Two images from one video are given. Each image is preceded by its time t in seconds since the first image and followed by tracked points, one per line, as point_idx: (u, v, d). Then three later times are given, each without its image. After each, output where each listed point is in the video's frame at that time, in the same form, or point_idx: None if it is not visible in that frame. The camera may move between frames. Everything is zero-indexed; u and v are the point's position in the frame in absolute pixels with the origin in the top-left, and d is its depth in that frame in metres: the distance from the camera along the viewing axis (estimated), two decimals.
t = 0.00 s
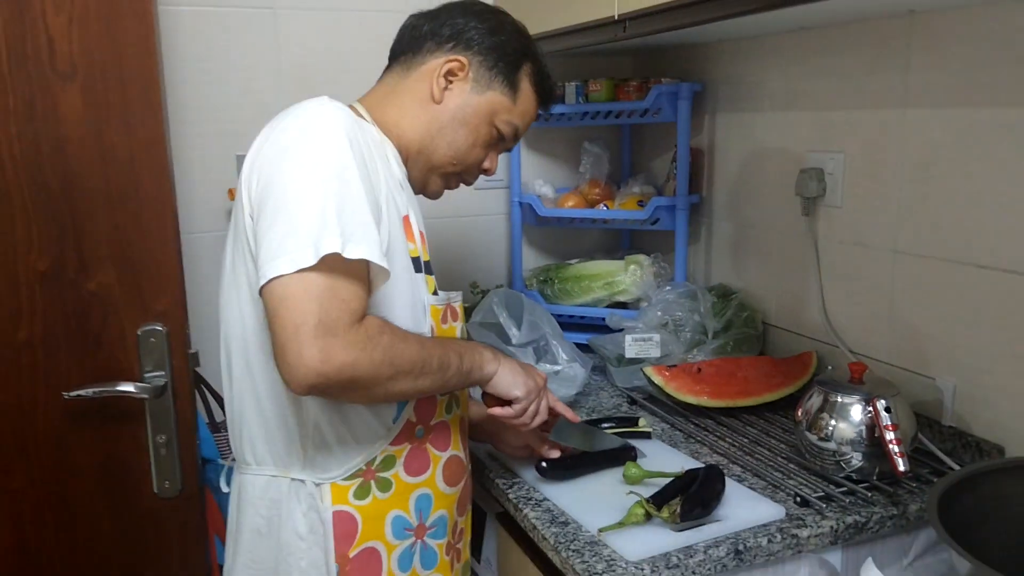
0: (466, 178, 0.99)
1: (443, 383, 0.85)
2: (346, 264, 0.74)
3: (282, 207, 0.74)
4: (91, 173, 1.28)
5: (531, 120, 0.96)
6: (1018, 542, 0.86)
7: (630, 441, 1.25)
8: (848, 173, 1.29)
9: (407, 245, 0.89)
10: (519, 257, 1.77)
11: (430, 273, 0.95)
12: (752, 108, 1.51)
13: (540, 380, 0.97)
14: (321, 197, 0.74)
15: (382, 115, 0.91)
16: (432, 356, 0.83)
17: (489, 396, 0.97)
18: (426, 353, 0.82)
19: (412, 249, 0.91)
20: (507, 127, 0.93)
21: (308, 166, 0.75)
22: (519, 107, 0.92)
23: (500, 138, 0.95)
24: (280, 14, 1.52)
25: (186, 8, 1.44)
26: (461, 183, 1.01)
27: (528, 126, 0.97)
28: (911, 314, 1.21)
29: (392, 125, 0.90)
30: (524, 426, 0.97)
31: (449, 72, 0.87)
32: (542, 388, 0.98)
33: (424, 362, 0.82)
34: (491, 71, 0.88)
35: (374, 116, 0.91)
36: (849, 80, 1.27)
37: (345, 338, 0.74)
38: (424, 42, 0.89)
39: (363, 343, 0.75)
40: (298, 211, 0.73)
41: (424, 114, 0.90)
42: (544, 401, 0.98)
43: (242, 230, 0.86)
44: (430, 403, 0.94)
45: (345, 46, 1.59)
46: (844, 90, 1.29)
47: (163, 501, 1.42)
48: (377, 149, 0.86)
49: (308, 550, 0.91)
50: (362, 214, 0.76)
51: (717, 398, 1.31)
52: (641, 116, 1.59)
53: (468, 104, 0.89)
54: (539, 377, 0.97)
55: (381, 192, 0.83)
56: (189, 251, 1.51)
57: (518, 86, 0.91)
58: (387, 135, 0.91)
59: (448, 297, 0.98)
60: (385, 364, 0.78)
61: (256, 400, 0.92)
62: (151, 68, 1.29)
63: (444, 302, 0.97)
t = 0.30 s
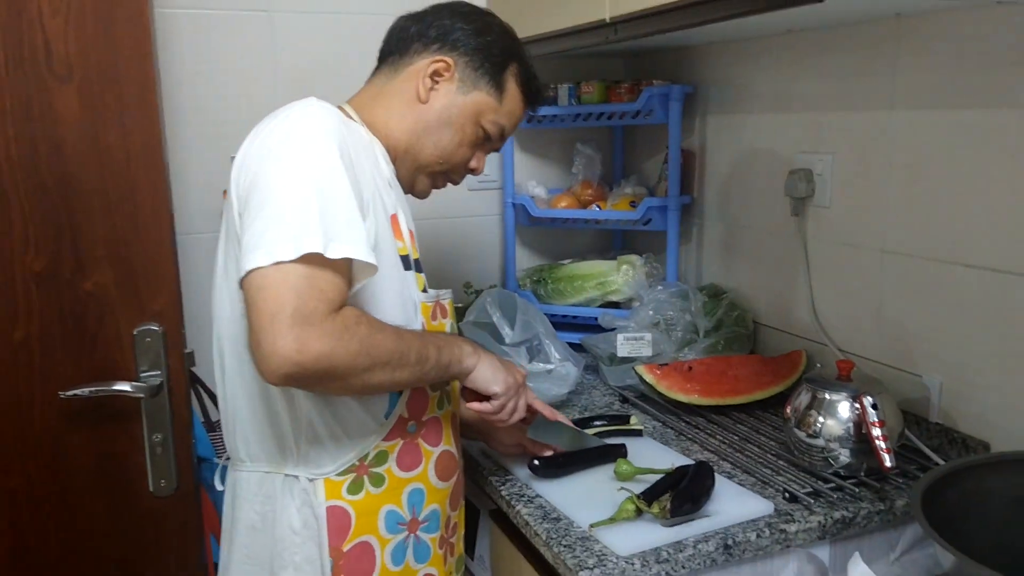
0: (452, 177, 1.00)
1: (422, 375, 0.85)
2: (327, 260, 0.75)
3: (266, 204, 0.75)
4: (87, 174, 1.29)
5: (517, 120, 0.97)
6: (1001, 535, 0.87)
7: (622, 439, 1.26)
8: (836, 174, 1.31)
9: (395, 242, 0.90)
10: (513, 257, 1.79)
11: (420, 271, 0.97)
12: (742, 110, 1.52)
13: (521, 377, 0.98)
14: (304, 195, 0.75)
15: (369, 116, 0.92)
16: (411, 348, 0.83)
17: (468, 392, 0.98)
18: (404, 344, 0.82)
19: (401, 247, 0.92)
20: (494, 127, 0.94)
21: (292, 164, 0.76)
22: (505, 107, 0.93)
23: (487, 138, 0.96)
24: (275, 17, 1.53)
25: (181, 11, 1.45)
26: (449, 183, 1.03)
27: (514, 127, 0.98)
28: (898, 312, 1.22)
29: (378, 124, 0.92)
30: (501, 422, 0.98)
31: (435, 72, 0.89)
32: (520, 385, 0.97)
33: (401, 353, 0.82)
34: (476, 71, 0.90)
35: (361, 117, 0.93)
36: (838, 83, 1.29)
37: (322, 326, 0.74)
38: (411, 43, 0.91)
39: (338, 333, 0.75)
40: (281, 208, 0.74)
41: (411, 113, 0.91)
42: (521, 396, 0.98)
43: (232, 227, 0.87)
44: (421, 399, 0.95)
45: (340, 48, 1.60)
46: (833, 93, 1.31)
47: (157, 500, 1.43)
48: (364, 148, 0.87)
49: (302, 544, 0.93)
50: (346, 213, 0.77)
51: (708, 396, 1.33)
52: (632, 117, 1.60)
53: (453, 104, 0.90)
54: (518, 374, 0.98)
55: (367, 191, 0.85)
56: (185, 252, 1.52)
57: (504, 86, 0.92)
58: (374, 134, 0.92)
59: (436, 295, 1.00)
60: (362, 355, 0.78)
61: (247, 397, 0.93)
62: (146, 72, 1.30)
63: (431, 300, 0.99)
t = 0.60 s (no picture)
0: (443, 177, 1.00)
1: (383, 377, 0.83)
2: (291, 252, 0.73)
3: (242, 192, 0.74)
4: (73, 170, 1.28)
5: (511, 121, 0.97)
6: (991, 530, 0.87)
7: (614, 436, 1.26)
8: (827, 170, 1.31)
9: (382, 239, 0.89)
10: (504, 254, 1.78)
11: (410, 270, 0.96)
12: (733, 106, 1.52)
13: (486, 387, 0.95)
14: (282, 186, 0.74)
15: (360, 112, 0.92)
16: (371, 345, 0.81)
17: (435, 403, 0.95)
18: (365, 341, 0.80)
19: (390, 244, 0.91)
20: (486, 127, 0.93)
21: (273, 155, 0.75)
22: (498, 108, 0.93)
23: (479, 138, 0.95)
24: (263, 12, 1.52)
25: (168, 5, 1.44)
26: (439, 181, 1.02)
27: (507, 128, 0.98)
28: (890, 308, 1.22)
29: (369, 121, 0.91)
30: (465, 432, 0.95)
31: (427, 70, 0.88)
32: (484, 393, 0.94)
33: (361, 351, 0.79)
34: (470, 71, 0.89)
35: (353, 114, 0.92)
36: (829, 78, 1.29)
37: (281, 312, 0.72)
38: (405, 40, 0.90)
39: (297, 322, 0.73)
40: (257, 197, 0.73)
41: (403, 110, 0.90)
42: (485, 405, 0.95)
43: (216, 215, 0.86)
44: (410, 397, 0.94)
45: (329, 44, 1.59)
46: (824, 88, 1.30)
47: (145, 498, 1.42)
48: (352, 144, 0.86)
49: (289, 540, 0.92)
50: (325, 210, 0.76)
51: (699, 392, 1.33)
52: (623, 112, 1.60)
53: (445, 103, 0.89)
54: (485, 383, 0.95)
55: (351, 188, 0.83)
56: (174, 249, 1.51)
57: (498, 88, 0.92)
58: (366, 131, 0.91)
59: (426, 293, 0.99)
60: (318, 348, 0.75)
61: (235, 392, 0.92)
62: (132, 68, 1.28)
63: (422, 297, 0.97)
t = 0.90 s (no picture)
0: (441, 179, 0.99)
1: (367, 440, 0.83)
2: (287, 279, 0.72)
3: (237, 213, 0.72)
4: (66, 168, 1.27)
5: (511, 124, 0.96)
6: (987, 528, 0.87)
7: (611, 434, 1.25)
8: (823, 168, 1.31)
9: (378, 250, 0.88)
10: (500, 253, 1.78)
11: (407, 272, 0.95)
12: (730, 104, 1.52)
13: (473, 443, 0.96)
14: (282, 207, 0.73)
15: (359, 113, 0.91)
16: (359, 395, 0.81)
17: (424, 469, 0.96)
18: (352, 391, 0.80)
19: (386, 252, 0.90)
20: (486, 129, 0.93)
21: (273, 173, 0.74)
22: (500, 109, 0.92)
23: (478, 140, 0.95)
24: (257, 8, 1.51)
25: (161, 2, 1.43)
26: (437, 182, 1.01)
27: (507, 131, 0.97)
28: (886, 305, 1.22)
29: (368, 121, 0.90)
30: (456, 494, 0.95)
31: (429, 70, 0.87)
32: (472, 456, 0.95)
33: (347, 409, 0.79)
34: (472, 72, 0.88)
35: (351, 114, 0.91)
36: (825, 76, 1.29)
37: (275, 351, 0.71)
38: (406, 39, 0.89)
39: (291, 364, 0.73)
40: (253, 219, 0.72)
41: (403, 111, 0.90)
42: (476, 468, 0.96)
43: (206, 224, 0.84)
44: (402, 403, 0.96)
45: (324, 41, 1.58)
46: (821, 85, 1.30)
47: (139, 498, 1.41)
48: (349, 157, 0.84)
49: (276, 549, 0.91)
50: (321, 231, 0.75)
51: (696, 391, 1.33)
52: (619, 110, 1.59)
53: (447, 104, 0.89)
54: (470, 441, 0.96)
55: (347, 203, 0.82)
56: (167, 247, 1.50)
57: (500, 91, 0.91)
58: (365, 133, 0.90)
59: (424, 297, 0.97)
60: (306, 394, 0.75)
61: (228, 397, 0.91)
62: (125, 66, 1.27)
63: (419, 303, 0.96)
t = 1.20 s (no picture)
0: (435, 164, 0.98)
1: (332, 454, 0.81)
2: (225, 306, 0.71)
3: (187, 236, 0.72)
4: (61, 167, 1.26)
5: (502, 100, 0.95)
6: (985, 528, 0.87)
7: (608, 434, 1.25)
8: (820, 167, 1.31)
9: (352, 260, 0.86)
10: (495, 252, 1.77)
11: (395, 275, 0.95)
12: (726, 103, 1.51)
13: (453, 453, 0.93)
14: (230, 230, 0.72)
15: (342, 104, 0.90)
16: (321, 410, 0.79)
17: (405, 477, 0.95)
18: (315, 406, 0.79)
19: (367, 261, 0.88)
20: (476, 109, 0.92)
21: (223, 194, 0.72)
22: (488, 87, 0.91)
23: (469, 122, 0.94)
24: (253, 6, 1.50)
25: None
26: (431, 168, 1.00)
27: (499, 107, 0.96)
28: (882, 305, 1.22)
29: (353, 112, 0.90)
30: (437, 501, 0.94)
31: (410, 53, 0.86)
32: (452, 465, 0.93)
33: (306, 426, 0.78)
34: (455, 51, 0.87)
35: (335, 105, 0.91)
36: (822, 75, 1.29)
37: (221, 377, 0.70)
38: (384, 22, 0.87)
39: (237, 387, 0.71)
40: (202, 243, 0.71)
41: (387, 100, 0.89)
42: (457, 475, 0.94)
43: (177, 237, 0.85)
44: (393, 408, 0.95)
45: (320, 39, 1.58)
46: (818, 84, 1.30)
47: (134, 499, 1.40)
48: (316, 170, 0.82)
49: (263, 563, 0.92)
50: (277, 252, 0.73)
51: (692, 391, 1.33)
52: (616, 109, 1.58)
53: (431, 88, 0.88)
54: (449, 451, 0.93)
55: (312, 217, 0.80)
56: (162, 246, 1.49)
57: (487, 67, 0.90)
58: (347, 127, 0.90)
59: (414, 299, 0.97)
60: (258, 417, 0.74)
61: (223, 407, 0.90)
62: (118, 64, 1.26)
63: (406, 306, 0.95)
